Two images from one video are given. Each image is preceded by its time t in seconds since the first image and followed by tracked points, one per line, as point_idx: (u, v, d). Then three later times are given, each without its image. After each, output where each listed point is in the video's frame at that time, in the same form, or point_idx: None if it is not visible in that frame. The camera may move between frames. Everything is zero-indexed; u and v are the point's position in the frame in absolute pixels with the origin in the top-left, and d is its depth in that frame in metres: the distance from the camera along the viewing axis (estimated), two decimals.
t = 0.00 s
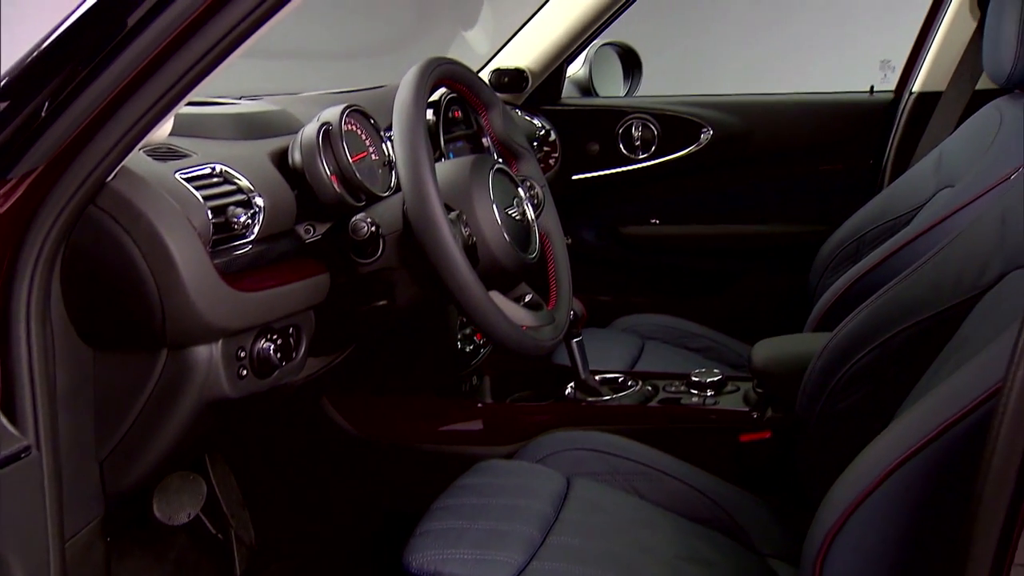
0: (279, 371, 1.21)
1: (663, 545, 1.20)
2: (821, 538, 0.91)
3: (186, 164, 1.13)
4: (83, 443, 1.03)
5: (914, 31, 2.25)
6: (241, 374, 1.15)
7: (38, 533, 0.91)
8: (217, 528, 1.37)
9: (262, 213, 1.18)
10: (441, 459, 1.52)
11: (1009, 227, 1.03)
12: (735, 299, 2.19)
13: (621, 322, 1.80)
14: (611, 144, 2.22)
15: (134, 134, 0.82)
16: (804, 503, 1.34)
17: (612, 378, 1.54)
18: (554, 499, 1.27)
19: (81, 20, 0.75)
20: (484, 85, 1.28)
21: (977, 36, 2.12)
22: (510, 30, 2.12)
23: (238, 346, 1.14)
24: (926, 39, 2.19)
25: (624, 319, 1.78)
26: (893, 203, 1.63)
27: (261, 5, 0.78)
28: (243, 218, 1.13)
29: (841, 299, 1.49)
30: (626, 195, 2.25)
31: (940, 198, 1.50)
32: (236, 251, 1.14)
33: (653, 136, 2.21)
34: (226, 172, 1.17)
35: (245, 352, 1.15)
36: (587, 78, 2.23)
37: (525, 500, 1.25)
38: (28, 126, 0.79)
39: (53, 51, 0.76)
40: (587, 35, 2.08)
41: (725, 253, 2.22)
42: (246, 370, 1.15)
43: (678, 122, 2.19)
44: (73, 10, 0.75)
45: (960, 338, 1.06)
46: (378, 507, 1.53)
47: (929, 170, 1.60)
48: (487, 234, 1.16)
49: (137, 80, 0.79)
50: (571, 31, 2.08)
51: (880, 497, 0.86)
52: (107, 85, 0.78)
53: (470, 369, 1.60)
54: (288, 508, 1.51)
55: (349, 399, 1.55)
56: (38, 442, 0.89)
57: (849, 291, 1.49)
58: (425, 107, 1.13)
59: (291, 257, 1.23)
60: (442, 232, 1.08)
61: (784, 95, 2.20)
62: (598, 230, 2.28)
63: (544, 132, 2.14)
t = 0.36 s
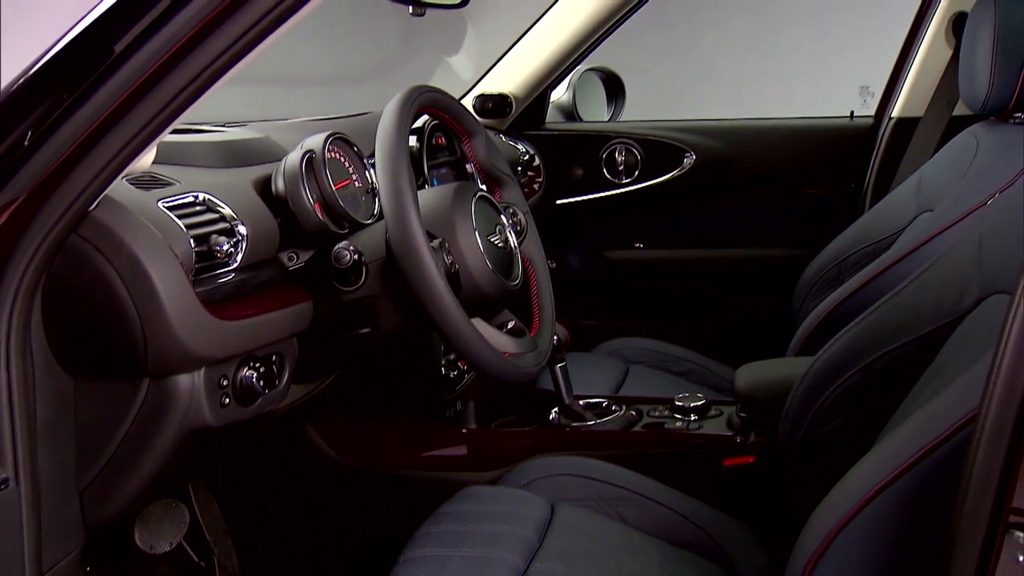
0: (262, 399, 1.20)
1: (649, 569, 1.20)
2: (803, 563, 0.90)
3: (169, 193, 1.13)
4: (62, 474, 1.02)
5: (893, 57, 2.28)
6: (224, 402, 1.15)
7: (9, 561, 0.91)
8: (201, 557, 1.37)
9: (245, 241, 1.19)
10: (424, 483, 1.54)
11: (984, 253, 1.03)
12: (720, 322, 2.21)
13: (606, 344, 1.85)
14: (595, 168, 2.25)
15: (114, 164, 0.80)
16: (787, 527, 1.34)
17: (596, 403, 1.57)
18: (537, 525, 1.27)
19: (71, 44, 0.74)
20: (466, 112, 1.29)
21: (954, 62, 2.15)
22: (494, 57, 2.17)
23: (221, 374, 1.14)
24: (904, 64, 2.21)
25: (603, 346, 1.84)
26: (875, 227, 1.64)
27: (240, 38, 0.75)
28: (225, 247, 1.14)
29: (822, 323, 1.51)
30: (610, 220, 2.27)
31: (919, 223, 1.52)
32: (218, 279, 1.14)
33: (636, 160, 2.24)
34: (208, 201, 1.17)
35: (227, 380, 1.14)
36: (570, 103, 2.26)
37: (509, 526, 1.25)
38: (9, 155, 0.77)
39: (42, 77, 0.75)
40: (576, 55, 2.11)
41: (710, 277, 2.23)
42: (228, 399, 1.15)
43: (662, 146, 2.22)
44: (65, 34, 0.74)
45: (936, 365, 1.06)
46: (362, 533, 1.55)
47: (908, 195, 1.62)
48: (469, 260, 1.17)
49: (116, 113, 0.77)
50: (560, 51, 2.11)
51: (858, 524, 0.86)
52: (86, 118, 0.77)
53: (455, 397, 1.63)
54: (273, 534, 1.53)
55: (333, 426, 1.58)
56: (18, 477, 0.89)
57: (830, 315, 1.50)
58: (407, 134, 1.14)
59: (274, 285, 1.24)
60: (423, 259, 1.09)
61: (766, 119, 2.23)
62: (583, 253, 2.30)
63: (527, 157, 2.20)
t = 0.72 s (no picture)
0: (251, 420, 1.20)
1: None
2: None
3: (159, 214, 1.13)
4: (50, 497, 0.99)
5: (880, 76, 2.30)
6: (213, 424, 1.14)
7: None
8: None
9: (235, 261, 1.19)
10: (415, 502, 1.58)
11: (969, 272, 1.03)
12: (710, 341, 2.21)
13: (592, 363, 1.88)
14: (584, 187, 2.26)
15: (101, 189, 0.77)
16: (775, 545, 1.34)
17: (586, 422, 1.59)
18: (528, 545, 1.25)
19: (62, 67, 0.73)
20: (456, 134, 1.29)
21: (940, 82, 2.16)
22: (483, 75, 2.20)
23: (210, 396, 1.14)
24: (890, 84, 2.23)
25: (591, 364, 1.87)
26: (863, 245, 1.65)
27: (231, 60, 0.73)
28: (215, 267, 1.14)
29: (812, 341, 1.51)
30: (600, 238, 2.29)
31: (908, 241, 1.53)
32: (208, 300, 1.14)
33: (626, 179, 2.25)
34: (198, 222, 1.18)
35: (217, 402, 1.14)
36: (560, 121, 2.29)
37: (499, 545, 1.24)
38: None
39: (34, 97, 0.73)
40: (567, 72, 2.14)
41: (699, 295, 2.25)
42: (217, 420, 1.15)
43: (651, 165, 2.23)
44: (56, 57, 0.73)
45: (924, 384, 1.06)
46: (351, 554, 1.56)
47: (896, 213, 1.64)
48: (459, 281, 1.18)
49: (103, 138, 0.74)
50: (552, 67, 2.14)
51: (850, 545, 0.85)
52: (73, 143, 0.73)
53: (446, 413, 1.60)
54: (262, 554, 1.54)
55: (323, 447, 1.59)
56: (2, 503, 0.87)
57: (819, 334, 1.51)
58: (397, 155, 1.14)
59: (264, 306, 1.25)
60: (413, 280, 1.09)
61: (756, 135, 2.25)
62: (572, 271, 2.32)
63: (516, 175, 2.24)
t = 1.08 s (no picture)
0: (245, 433, 1.20)
1: None
2: None
3: (153, 228, 1.13)
4: (42, 513, 0.98)
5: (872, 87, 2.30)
6: (207, 438, 1.14)
7: None
8: None
9: (229, 275, 1.20)
10: (413, 515, 1.59)
11: (961, 285, 1.04)
12: (704, 352, 2.22)
13: (586, 375, 1.90)
14: (579, 199, 2.29)
15: (96, 204, 0.77)
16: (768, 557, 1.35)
17: (581, 434, 1.61)
18: (523, 558, 1.25)
19: (62, 77, 0.72)
20: (449, 146, 1.29)
21: (931, 95, 2.17)
22: (479, 89, 2.25)
23: (203, 410, 1.14)
24: (882, 97, 2.24)
25: (585, 377, 1.88)
26: (857, 257, 1.66)
27: (224, 74, 0.72)
28: (208, 281, 1.14)
29: (805, 353, 1.51)
30: (594, 251, 2.30)
31: (901, 253, 1.54)
32: (201, 314, 1.15)
33: (620, 191, 2.27)
34: (192, 236, 1.18)
35: (210, 416, 1.14)
36: (554, 133, 2.31)
37: (495, 559, 1.23)
38: None
39: (31, 110, 0.73)
40: (560, 86, 2.18)
41: (694, 307, 2.26)
42: (211, 434, 1.15)
43: (644, 177, 2.25)
44: (55, 65, 0.72)
45: (916, 397, 1.06)
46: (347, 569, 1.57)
47: (890, 225, 1.64)
48: (452, 294, 1.18)
49: (96, 152, 0.73)
50: (547, 80, 2.18)
51: (842, 558, 0.85)
52: (65, 158, 0.73)
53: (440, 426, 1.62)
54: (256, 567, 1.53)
55: (319, 461, 1.60)
56: None
57: (813, 345, 1.51)
58: (390, 170, 1.14)
59: (258, 320, 1.25)
60: (406, 294, 1.09)
61: (749, 148, 2.26)
62: (567, 283, 2.33)
63: (511, 188, 2.27)
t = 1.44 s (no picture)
0: (240, 443, 1.20)
1: None
2: None
3: (149, 237, 1.14)
4: (37, 522, 0.98)
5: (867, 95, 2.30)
6: (202, 447, 1.14)
7: None
8: None
9: (224, 284, 1.20)
10: (407, 525, 1.57)
11: (956, 293, 1.04)
12: (701, 360, 2.22)
13: (584, 383, 1.91)
14: (575, 207, 2.30)
15: (92, 214, 0.76)
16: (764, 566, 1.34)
17: (577, 443, 1.61)
18: (519, 566, 1.24)
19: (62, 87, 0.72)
20: (445, 155, 1.30)
21: (926, 105, 2.17)
22: (477, 96, 2.24)
23: (199, 420, 1.14)
24: (877, 105, 2.24)
25: (581, 385, 1.89)
26: (852, 265, 1.66)
27: (222, 84, 0.72)
28: (205, 291, 1.15)
29: (802, 362, 1.51)
30: (589, 259, 2.31)
31: (895, 261, 1.54)
32: (197, 323, 1.15)
33: (616, 200, 2.29)
34: (188, 245, 1.18)
35: (206, 425, 1.14)
36: (551, 142, 2.33)
37: (490, 566, 1.22)
38: None
39: (31, 118, 0.73)
40: (559, 93, 2.21)
41: (690, 315, 2.26)
42: (206, 444, 1.15)
43: (640, 186, 2.27)
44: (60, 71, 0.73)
45: (911, 407, 1.06)
46: None
47: (884, 233, 1.65)
48: (448, 303, 1.18)
49: (93, 161, 0.73)
50: (544, 88, 2.20)
51: (838, 566, 0.84)
52: (63, 166, 0.73)
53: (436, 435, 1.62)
54: None
55: (315, 468, 1.60)
56: None
57: (808, 354, 1.51)
58: (387, 178, 1.15)
59: (254, 329, 1.25)
60: (402, 304, 1.09)
61: (744, 157, 2.27)
62: (563, 291, 2.34)
63: (507, 196, 2.27)
